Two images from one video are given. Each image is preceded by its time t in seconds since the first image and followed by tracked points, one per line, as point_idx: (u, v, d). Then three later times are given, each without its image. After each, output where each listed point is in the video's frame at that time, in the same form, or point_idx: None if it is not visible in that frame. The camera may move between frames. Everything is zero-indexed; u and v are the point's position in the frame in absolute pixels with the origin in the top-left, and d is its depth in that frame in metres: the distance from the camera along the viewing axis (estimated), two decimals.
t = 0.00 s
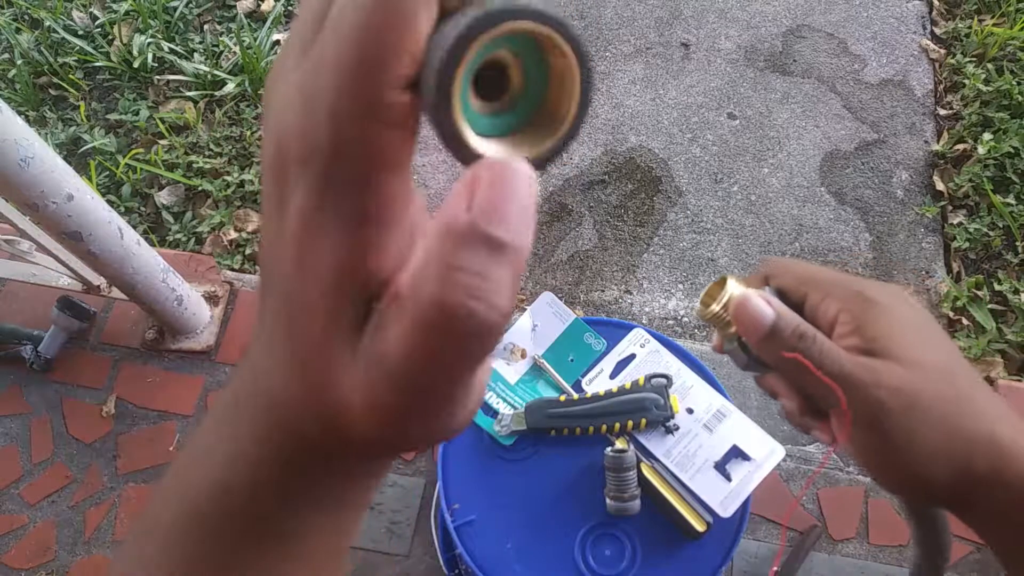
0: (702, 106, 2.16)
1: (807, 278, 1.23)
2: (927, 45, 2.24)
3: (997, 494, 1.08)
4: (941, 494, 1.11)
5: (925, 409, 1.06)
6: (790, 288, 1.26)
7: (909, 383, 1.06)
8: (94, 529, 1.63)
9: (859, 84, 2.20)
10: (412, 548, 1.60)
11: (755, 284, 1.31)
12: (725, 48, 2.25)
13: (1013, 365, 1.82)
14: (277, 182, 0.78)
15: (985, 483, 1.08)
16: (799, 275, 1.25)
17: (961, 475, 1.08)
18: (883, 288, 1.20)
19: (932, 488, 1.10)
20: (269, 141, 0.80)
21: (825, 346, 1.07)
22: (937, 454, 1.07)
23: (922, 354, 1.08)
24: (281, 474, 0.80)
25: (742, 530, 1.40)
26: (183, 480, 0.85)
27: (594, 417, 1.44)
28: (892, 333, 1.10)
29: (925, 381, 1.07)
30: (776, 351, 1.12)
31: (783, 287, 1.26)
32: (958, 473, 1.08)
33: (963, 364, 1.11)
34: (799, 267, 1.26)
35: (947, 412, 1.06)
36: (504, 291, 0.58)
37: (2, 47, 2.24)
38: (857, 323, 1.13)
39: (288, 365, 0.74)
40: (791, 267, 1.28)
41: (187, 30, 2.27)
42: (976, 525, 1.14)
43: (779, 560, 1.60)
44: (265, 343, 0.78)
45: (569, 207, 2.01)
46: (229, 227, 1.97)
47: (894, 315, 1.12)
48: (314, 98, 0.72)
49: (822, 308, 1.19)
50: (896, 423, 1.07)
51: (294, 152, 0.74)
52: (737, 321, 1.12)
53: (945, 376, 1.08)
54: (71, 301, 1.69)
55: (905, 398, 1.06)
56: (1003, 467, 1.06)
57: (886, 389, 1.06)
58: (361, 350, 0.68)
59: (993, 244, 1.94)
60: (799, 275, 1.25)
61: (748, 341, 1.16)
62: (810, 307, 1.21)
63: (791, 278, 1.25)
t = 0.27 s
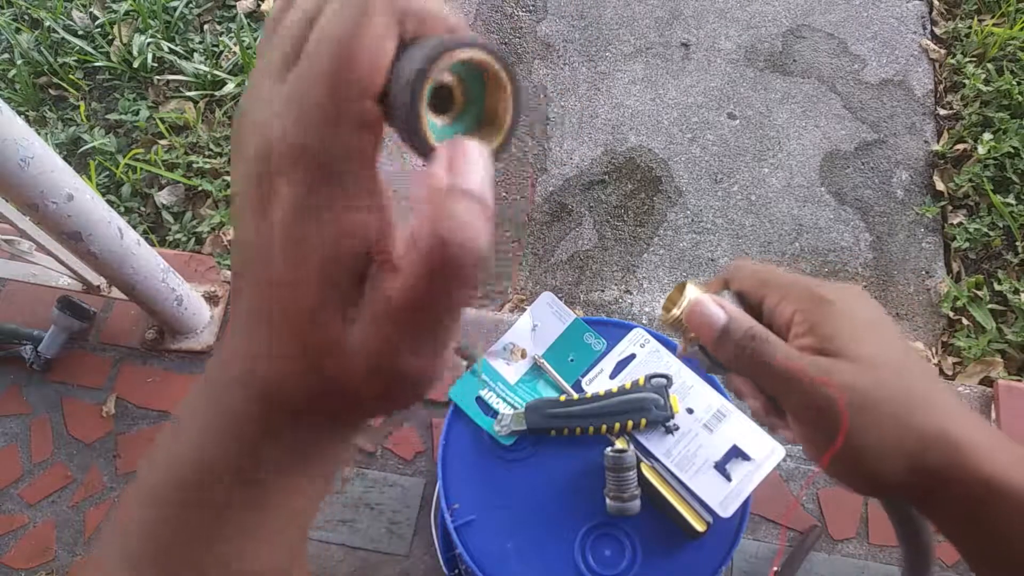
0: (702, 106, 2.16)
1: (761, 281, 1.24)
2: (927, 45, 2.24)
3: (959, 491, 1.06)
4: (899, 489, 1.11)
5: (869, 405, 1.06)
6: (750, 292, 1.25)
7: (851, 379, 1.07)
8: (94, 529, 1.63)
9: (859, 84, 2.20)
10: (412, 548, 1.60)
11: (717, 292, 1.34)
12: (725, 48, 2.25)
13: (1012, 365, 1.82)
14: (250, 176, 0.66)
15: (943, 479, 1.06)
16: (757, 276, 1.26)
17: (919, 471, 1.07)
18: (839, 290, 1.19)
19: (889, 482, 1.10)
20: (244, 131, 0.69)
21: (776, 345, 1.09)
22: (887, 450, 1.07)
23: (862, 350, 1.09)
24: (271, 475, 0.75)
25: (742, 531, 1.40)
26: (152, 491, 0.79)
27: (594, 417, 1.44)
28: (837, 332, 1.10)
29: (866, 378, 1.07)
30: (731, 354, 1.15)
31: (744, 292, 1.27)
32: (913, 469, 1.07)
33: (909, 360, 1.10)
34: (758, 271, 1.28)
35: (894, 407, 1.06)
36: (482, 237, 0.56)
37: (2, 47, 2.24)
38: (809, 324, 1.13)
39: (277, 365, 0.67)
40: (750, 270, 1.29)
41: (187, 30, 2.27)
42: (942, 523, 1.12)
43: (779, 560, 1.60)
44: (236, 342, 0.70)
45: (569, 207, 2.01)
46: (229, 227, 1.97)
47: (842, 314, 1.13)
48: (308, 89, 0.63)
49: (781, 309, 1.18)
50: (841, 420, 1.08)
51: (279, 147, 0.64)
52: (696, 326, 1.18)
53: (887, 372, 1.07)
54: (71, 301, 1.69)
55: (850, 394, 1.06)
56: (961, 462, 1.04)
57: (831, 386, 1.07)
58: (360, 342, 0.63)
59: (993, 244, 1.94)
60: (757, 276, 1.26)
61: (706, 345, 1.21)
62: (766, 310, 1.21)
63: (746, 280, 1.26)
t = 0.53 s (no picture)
0: (702, 106, 2.16)
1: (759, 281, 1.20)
2: (927, 45, 2.24)
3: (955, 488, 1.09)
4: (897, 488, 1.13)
5: (872, 404, 1.09)
6: (747, 293, 1.21)
7: (857, 379, 1.09)
8: (94, 529, 1.63)
9: (859, 84, 2.20)
10: (412, 548, 1.60)
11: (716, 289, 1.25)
12: (725, 48, 2.25)
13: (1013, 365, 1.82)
14: (312, 207, 0.79)
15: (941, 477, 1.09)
16: (753, 275, 1.22)
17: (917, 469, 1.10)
18: (835, 292, 1.18)
19: (889, 481, 1.12)
20: (303, 171, 0.80)
21: (783, 337, 1.05)
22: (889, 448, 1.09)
23: (864, 350, 1.10)
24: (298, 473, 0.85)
25: (742, 531, 1.40)
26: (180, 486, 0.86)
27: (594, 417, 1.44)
28: (839, 332, 1.12)
29: (871, 379, 1.09)
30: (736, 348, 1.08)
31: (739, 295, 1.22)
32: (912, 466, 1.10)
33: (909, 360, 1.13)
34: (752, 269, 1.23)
35: (896, 408, 1.09)
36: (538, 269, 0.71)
37: (2, 47, 2.24)
38: (810, 325, 1.13)
39: (326, 374, 0.79)
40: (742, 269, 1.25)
41: (187, 31, 2.27)
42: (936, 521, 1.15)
43: (779, 560, 1.60)
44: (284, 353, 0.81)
45: (569, 207, 2.01)
46: (229, 227, 1.97)
47: (841, 315, 1.13)
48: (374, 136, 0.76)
49: (782, 309, 1.17)
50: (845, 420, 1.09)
51: (346, 189, 0.76)
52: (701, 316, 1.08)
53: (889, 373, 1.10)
54: (71, 301, 1.69)
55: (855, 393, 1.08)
56: (958, 461, 1.08)
57: (838, 385, 1.08)
58: (414, 359, 0.78)
59: (993, 244, 1.94)
60: (751, 275, 1.22)
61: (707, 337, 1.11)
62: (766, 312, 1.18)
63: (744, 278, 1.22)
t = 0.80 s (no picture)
0: (702, 106, 2.16)
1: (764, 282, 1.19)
2: (927, 45, 2.24)
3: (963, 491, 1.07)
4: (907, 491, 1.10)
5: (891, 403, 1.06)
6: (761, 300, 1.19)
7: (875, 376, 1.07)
8: (94, 529, 1.63)
9: (859, 84, 2.20)
10: (412, 548, 1.60)
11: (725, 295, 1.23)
12: (725, 48, 2.25)
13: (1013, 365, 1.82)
14: (304, 206, 0.78)
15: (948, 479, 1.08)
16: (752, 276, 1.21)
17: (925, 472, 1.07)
18: (837, 291, 1.18)
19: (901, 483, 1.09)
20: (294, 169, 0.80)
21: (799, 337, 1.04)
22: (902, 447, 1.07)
23: (881, 349, 1.09)
24: (302, 473, 0.84)
25: (742, 531, 1.40)
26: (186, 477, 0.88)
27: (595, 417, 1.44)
28: (855, 331, 1.11)
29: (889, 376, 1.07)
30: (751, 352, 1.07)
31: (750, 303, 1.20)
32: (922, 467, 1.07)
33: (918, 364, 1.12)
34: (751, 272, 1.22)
35: (909, 406, 1.07)
36: (525, 258, 0.69)
37: (2, 47, 2.24)
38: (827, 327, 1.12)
39: (323, 372, 0.79)
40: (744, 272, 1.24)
41: (187, 31, 2.27)
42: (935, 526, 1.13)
43: (779, 560, 1.60)
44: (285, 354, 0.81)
45: (569, 207, 2.01)
46: (229, 227, 1.97)
47: (856, 315, 1.12)
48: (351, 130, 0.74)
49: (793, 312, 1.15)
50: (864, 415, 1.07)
51: (335, 185, 0.75)
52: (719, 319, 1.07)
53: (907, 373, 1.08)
54: (71, 301, 1.69)
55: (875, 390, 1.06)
56: (972, 464, 1.07)
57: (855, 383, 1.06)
58: (408, 352, 0.75)
59: (993, 244, 1.94)
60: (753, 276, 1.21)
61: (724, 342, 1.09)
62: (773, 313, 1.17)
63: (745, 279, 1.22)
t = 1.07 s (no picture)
0: (702, 106, 2.16)
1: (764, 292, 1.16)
2: (927, 45, 2.24)
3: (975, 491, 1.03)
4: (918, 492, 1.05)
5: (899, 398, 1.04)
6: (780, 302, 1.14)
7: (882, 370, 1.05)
8: (94, 529, 1.63)
9: (859, 84, 2.20)
10: (412, 548, 1.60)
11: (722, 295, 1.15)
12: (725, 48, 2.25)
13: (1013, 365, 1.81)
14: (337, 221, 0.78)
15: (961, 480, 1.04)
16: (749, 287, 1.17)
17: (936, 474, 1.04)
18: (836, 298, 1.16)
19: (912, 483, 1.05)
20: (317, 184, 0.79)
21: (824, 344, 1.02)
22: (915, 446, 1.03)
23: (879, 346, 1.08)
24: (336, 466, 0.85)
25: (743, 531, 1.40)
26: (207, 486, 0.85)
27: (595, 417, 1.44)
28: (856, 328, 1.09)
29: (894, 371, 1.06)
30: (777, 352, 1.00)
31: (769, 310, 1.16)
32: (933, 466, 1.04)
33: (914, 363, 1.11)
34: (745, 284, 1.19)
35: (914, 403, 1.04)
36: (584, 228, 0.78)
37: (2, 47, 2.24)
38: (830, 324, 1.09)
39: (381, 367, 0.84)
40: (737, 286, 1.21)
41: (187, 30, 2.27)
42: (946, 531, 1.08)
43: (779, 560, 1.59)
44: (315, 355, 0.83)
45: (569, 207, 2.01)
46: (229, 227, 1.97)
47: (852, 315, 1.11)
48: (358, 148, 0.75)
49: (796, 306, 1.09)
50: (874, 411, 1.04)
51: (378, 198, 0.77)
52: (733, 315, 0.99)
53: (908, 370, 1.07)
54: (71, 302, 1.69)
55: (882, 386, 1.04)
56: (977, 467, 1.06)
57: (864, 383, 1.03)
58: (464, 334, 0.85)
59: (993, 244, 1.94)
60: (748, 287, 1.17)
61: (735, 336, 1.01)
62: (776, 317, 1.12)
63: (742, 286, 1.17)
